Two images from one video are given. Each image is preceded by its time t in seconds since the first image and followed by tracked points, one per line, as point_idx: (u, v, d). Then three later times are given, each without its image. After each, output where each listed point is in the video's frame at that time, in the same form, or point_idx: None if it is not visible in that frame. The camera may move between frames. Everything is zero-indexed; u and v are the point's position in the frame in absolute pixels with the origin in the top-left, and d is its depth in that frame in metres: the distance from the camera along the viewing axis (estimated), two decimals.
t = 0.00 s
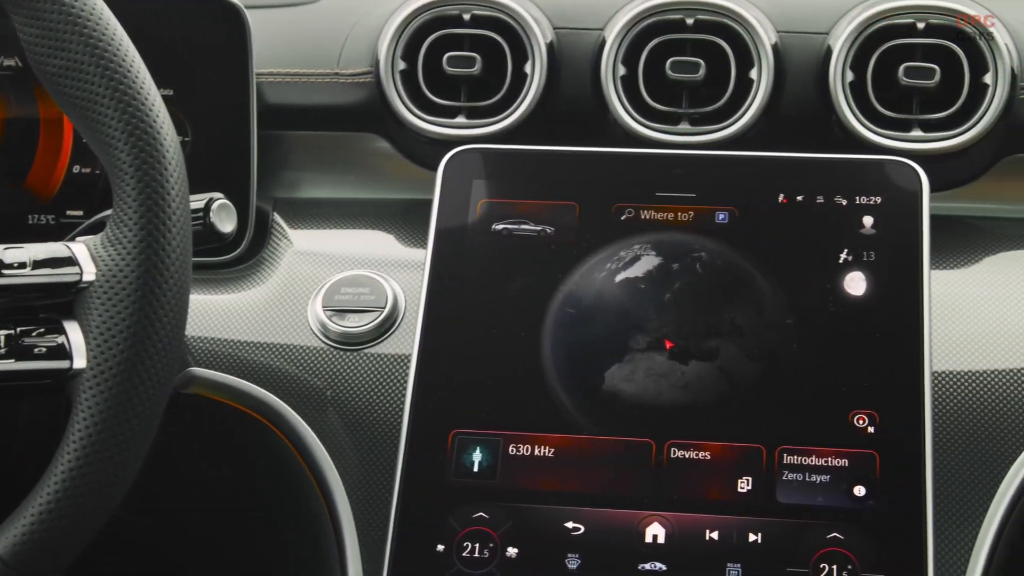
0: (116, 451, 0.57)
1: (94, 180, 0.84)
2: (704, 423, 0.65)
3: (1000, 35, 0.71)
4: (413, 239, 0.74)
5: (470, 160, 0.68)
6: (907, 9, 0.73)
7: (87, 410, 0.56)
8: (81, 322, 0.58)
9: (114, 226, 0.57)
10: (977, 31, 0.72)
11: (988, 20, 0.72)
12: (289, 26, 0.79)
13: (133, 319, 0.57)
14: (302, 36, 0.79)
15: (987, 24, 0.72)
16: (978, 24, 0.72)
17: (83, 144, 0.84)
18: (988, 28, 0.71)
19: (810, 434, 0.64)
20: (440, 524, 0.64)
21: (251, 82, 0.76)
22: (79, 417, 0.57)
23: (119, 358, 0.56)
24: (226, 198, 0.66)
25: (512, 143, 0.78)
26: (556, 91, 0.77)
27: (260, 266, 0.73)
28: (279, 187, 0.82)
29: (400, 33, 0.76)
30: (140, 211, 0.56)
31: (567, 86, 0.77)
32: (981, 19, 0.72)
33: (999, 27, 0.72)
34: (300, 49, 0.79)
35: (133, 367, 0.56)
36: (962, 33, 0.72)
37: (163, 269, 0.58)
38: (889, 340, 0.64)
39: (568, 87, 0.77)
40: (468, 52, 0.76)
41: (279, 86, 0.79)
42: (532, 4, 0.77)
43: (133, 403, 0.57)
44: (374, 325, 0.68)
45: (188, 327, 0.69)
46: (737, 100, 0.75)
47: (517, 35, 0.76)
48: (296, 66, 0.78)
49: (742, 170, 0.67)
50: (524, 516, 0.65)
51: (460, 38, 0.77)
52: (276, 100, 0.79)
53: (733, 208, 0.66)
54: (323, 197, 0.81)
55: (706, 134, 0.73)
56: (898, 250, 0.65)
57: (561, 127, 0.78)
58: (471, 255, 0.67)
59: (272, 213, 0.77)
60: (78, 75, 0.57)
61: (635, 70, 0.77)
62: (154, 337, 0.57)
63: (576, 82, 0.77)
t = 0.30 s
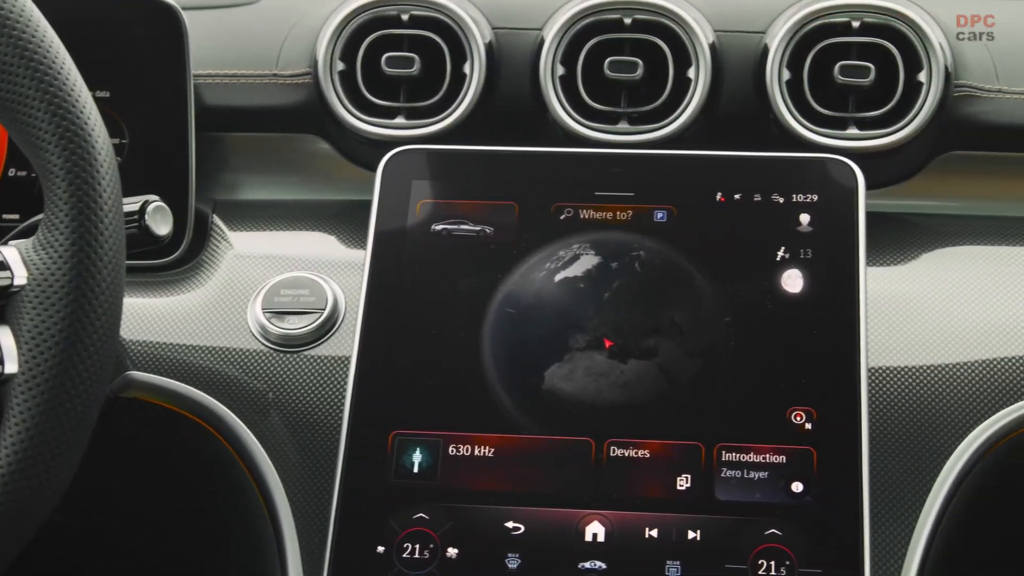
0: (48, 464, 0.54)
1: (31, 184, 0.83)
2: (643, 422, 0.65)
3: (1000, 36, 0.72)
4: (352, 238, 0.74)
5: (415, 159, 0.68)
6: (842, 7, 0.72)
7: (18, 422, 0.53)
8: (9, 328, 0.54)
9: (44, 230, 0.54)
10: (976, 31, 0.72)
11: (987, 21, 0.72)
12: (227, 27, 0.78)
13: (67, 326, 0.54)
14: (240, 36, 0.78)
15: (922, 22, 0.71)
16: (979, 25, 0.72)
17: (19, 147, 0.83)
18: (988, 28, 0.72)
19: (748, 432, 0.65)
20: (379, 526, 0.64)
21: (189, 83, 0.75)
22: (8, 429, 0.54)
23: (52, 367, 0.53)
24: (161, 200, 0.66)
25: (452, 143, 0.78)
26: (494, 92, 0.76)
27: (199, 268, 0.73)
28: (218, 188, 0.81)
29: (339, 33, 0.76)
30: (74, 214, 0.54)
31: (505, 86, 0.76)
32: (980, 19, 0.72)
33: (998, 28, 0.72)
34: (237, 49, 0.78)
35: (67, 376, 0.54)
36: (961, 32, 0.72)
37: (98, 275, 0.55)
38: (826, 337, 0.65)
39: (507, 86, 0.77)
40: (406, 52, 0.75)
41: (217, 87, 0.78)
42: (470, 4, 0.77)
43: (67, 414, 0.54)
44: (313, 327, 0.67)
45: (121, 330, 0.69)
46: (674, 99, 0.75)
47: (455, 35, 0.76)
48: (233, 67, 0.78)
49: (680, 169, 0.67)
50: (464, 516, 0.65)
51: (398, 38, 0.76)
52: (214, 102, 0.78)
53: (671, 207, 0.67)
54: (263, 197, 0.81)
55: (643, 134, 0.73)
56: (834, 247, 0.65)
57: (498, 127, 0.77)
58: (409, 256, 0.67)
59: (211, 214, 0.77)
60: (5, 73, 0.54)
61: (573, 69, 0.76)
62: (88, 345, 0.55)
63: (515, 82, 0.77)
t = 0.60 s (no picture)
0: None
1: None
2: (584, 421, 0.65)
3: (1000, 37, 0.72)
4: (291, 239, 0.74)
5: (359, 160, 0.68)
6: (777, 7, 0.72)
7: None
8: None
9: None
10: (976, 32, 0.72)
11: (988, 21, 0.72)
12: (167, 28, 0.78)
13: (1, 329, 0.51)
14: (181, 37, 0.78)
15: (858, 21, 0.71)
16: (979, 25, 0.72)
17: None
18: (987, 29, 0.72)
19: (689, 430, 0.65)
20: (321, 528, 0.64)
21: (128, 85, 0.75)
22: None
23: None
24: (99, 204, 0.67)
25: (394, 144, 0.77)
26: (436, 91, 0.76)
27: (140, 271, 0.73)
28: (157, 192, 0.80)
29: (279, 34, 0.76)
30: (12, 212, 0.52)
31: (447, 85, 0.77)
32: (980, 19, 0.72)
33: (999, 28, 0.72)
34: (178, 50, 0.78)
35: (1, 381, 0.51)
36: (960, 32, 0.72)
37: (30, 277, 0.53)
38: (766, 335, 0.65)
39: (449, 86, 0.77)
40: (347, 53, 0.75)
41: (158, 88, 0.78)
42: (410, 4, 0.77)
43: None
44: (254, 329, 0.68)
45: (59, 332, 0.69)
46: (614, 100, 0.74)
47: (396, 36, 0.76)
48: (174, 68, 0.77)
49: (620, 169, 0.67)
50: (406, 517, 0.65)
51: (339, 40, 0.76)
52: (154, 104, 0.78)
53: (612, 206, 0.67)
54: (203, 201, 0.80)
55: (581, 134, 0.72)
56: (773, 246, 0.66)
57: (441, 128, 0.77)
58: (349, 257, 0.67)
59: (151, 216, 0.77)
60: None
61: (515, 70, 0.75)
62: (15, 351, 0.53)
63: (455, 82, 0.76)
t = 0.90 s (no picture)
0: None
1: None
2: (524, 420, 0.65)
3: (1000, 37, 0.72)
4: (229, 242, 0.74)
5: (305, 161, 0.68)
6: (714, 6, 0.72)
7: None
8: None
9: None
10: (976, 31, 0.72)
11: (988, 20, 0.72)
12: (105, 30, 0.78)
13: None
14: (120, 39, 0.78)
15: (794, 20, 0.71)
16: (979, 25, 0.72)
17: None
18: (987, 29, 0.72)
19: (628, 428, 0.65)
20: (260, 531, 0.64)
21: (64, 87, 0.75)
22: None
23: None
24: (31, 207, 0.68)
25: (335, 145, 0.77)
26: (374, 91, 0.76)
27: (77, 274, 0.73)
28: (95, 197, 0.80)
29: (214, 37, 0.75)
30: None
31: (385, 86, 0.76)
32: (980, 19, 0.72)
33: (998, 28, 0.72)
34: (116, 51, 0.78)
35: None
36: (961, 32, 0.72)
37: None
38: (703, 333, 0.65)
39: (386, 87, 0.76)
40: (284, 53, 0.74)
41: (97, 91, 0.77)
42: (348, 5, 0.77)
43: None
44: (192, 331, 0.68)
45: None
46: (552, 99, 0.74)
47: (333, 36, 0.75)
48: (113, 70, 0.77)
49: (558, 168, 0.67)
50: (346, 519, 0.64)
51: (276, 40, 0.76)
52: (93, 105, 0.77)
53: (550, 206, 0.67)
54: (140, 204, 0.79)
55: (521, 133, 0.72)
56: (710, 244, 0.66)
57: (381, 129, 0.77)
58: (286, 259, 0.66)
59: (89, 220, 0.77)
60: None
61: (454, 70, 0.75)
62: None
63: (393, 83, 0.76)
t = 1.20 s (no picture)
0: None
1: None
2: (469, 421, 0.65)
3: (1000, 37, 0.73)
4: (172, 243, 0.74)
5: (253, 163, 0.68)
6: (657, 6, 0.71)
7: None
8: None
9: None
10: (976, 31, 0.73)
11: (987, 20, 0.73)
12: (47, 30, 0.77)
13: None
14: (62, 40, 0.77)
15: (736, 19, 0.71)
16: (978, 26, 0.73)
17: None
18: (987, 30, 0.73)
19: (572, 428, 0.65)
20: (203, 534, 0.63)
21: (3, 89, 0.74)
22: None
23: None
24: None
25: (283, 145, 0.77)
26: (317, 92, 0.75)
27: (19, 276, 0.73)
28: (36, 199, 0.79)
29: (156, 37, 0.75)
30: None
31: (328, 86, 0.76)
32: (980, 19, 0.73)
33: (998, 28, 0.73)
34: (59, 52, 0.77)
35: None
36: (960, 32, 0.73)
37: None
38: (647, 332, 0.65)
39: (330, 89, 0.76)
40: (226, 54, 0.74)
41: (38, 93, 0.77)
42: (290, 5, 0.76)
43: None
44: (135, 334, 0.68)
45: None
46: (497, 100, 0.73)
47: (276, 37, 0.75)
48: (55, 72, 0.77)
49: (503, 168, 0.67)
50: (290, 520, 0.64)
51: (219, 42, 0.76)
52: (34, 108, 0.77)
53: (494, 206, 0.67)
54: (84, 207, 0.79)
55: (465, 134, 0.71)
56: (654, 243, 0.66)
57: (326, 130, 0.77)
58: (230, 261, 0.66)
59: (30, 222, 0.76)
60: None
61: (397, 71, 0.74)
62: None
63: (337, 83, 0.76)
